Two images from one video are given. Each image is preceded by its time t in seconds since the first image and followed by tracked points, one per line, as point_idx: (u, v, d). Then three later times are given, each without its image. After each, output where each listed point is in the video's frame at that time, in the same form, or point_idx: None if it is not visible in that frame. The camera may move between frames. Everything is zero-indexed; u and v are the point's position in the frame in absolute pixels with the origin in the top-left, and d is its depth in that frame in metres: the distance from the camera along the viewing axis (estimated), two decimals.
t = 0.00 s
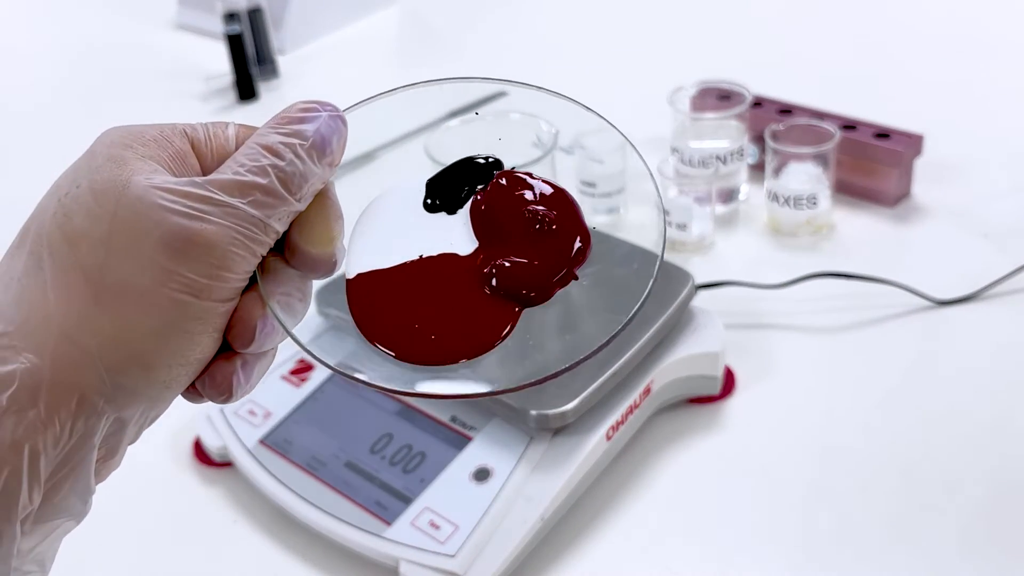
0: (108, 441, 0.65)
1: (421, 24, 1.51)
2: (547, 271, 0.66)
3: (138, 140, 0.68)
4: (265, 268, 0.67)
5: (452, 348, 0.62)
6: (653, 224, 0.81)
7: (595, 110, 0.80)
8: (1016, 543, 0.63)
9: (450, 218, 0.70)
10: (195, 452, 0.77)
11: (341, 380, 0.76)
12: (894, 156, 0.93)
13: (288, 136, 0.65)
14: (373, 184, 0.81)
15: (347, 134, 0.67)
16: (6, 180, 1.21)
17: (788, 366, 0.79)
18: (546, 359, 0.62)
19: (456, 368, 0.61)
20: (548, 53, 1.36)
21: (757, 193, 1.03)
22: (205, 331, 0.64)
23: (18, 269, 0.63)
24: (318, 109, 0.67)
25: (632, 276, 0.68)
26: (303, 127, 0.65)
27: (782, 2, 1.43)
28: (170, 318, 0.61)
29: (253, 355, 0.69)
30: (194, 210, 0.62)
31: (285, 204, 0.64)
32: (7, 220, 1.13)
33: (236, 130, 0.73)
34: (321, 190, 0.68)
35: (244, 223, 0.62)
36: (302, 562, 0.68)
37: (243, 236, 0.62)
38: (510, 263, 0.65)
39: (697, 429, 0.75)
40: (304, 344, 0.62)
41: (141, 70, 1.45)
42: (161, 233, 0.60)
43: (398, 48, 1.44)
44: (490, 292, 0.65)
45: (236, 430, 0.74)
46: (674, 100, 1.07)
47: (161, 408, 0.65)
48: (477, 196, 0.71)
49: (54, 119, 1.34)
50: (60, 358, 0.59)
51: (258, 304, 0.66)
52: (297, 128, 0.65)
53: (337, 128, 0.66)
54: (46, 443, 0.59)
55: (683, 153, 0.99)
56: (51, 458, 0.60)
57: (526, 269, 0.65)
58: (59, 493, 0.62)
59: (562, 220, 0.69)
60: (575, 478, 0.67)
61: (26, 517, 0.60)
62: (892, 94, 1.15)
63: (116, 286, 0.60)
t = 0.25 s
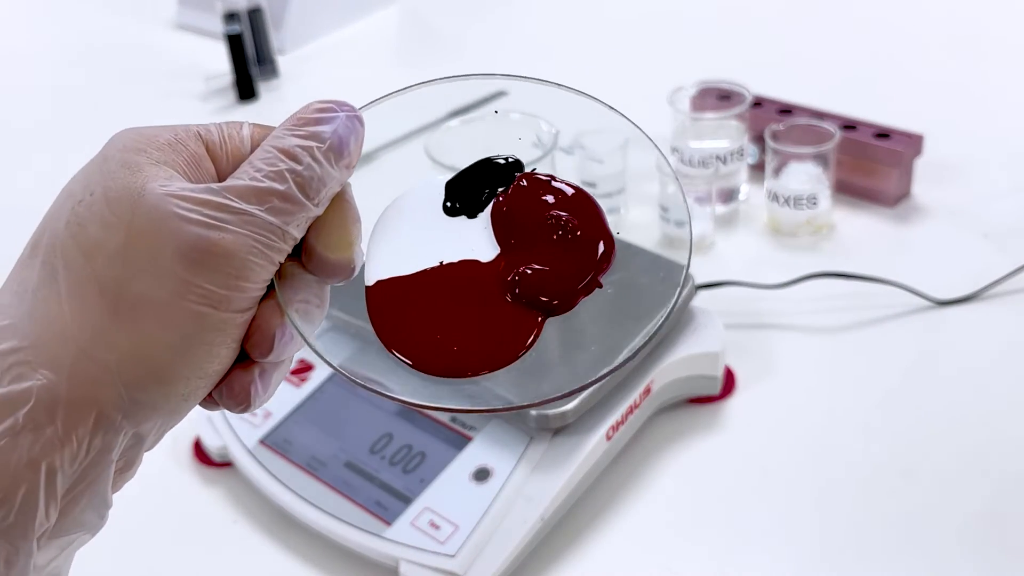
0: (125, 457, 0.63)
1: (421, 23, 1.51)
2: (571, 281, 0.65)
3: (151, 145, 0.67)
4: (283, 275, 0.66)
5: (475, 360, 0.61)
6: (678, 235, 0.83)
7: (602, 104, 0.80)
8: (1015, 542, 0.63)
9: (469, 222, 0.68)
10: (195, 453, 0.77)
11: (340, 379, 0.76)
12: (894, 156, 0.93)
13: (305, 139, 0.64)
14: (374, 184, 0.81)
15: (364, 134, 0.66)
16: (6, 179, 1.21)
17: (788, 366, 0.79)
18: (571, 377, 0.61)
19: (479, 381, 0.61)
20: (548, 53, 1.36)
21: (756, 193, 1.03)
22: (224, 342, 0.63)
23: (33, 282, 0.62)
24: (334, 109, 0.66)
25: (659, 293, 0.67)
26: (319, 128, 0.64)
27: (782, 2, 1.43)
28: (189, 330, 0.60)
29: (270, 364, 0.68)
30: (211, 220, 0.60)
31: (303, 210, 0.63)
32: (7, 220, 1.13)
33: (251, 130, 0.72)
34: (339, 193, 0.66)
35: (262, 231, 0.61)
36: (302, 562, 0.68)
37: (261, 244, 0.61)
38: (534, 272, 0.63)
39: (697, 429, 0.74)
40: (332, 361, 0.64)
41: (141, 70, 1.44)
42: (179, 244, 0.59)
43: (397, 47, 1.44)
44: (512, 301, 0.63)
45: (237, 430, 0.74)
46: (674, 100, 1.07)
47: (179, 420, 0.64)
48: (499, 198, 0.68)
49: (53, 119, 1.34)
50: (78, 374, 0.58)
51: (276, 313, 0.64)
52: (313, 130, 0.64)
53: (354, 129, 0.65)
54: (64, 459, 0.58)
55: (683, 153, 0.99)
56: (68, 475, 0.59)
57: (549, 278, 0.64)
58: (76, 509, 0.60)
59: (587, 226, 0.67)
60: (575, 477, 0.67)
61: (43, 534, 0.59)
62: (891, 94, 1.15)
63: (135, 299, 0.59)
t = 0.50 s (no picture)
0: (132, 463, 0.64)
1: (421, 23, 1.51)
2: (590, 288, 0.62)
3: (177, 160, 0.68)
4: (301, 289, 0.66)
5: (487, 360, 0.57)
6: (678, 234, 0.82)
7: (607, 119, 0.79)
8: (1014, 542, 0.63)
9: (491, 239, 0.67)
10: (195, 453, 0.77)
11: (340, 380, 0.76)
12: (894, 156, 0.93)
13: (325, 156, 0.65)
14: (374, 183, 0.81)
15: (386, 157, 0.67)
16: (5, 179, 1.21)
17: (789, 366, 0.79)
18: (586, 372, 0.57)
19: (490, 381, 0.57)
20: (548, 53, 1.36)
21: (756, 192, 1.03)
22: (233, 348, 0.63)
23: (49, 283, 0.63)
24: (356, 132, 0.67)
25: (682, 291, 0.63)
26: (341, 148, 0.65)
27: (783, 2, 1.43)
28: (197, 331, 0.60)
29: (283, 378, 0.68)
30: (223, 223, 0.61)
31: (318, 220, 0.63)
32: (6, 219, 1.13)
33: (278, 156, 0.73)
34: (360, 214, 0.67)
35: (275, 237, 0.62)
36: (301, 563, 0.68)
37: (274, 251, 0.62)
38: (553, 279, 0.61)
39: (697, 430, 0.74)
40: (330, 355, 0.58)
41: (141, 70, 1.44)
42: (189, 245, 0.60)
43: (397, 47, 1.44)
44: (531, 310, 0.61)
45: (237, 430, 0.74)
46: (674, 100, 1.07)
47: (188, 427, 0.64)
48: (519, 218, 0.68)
49: (53, 118, 1.34)
50: (84, 368, 0.58)
51: (288, 324, 0.65)
52: (333, 148, 0.65)
53: (376, 151, 0.66)
54: (63, 455, 0.57)
55: (683, 153, 0.99)
56: (68, 471, 0.58)
57: (568, 284, 0.61)
58: (78, 509, 0.60)
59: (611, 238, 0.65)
60: (575, 477, 0.67)
61: (44, 533, 0.59)
62: (890, 94, 1.15)
63: (144, 297, 0.60)
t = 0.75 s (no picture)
0: (134, 475, 0.63)
1: (421, 23, 1.50)
2: (597, 300, 0.61)
3: (190, 176, 0.69)
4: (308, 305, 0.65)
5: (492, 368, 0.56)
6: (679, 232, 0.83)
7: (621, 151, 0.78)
8: (1014, 541, 0.63)
9: (498, 258, 0.65)
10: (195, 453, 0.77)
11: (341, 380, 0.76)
12: (895, 156, 0.93)
13: (334, 176, 0.66)
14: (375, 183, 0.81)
15: (395, 180, 0.68)
16: (5, 178, 1.21)
17: (789, 366, 0.79)
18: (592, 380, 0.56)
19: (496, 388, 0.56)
20: (548, 53, 1.36)
21: (756, 192, 1.03)
22: (238, 359, 0.62)
23: (59, 292, 0.63)
24: (365, 154, 0.68)
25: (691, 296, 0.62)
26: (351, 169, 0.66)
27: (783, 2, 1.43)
28: (202, 339, 0.60)
29: (289, 394, 0.66)
30: (231, 234, 0.61)
31: (326, 235, 0.64)
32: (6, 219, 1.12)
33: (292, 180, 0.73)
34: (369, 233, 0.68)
35: (283, 250, 0.62)
36: (301, 562, 0.68)
37: (281, 263, 0.62)
38: (559, 293, 0.60)
39: (697, 429, 0.74)
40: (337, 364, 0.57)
41: (140, 70, 1.44)
42: (195, 253, 0.60)
43: (397, 47, 1.44)
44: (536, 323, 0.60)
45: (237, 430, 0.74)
46: (674, 100, 1.07)
47: (192, 440, 0.63)
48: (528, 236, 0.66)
49: (53, 118, 1.34)
50: (88, 373, 0.58)
51: (294, 337, 0.64)
52: (342, 169, 0.66)
53: (385, 173, 0.67)
54: (64, 458, 0.57)
55: (684, 153, 0.99)
56: (70, 477, 0.58)
57: (574, 297, 0.60)
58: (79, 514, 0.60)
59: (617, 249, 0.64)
60: (575, 477, 0.67)
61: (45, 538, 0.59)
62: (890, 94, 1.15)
63: (149, 305, 0.59)
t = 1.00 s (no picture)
0: (138, 485, 0.63)
1: (422, 23, 1.50)
2: (600, 310, 0.61)
3: (190, 181, 0.68)
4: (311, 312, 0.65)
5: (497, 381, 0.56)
6: (680, 234, 0.83)
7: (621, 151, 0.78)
8: (1014, 541, 0.63)
9: (500, 263, 0.66)
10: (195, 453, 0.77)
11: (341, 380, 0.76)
12: (895, 156, 0.93)
13: (333, 178, 0.65)
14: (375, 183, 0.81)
15: (394, 179, 0.67)
16: (4, 178, 1.21)
17: (789, 366, 0.79)
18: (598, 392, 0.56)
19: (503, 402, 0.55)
20: (549, 53, 1.36)
21: (756, 192, 1.03)
22: (242, 370, 0.62)
23: (61, 302, 0.63)
24: (364, 154, 0.67)
25: (697, 305, 0.62)
26: (349, 170, 0.66)
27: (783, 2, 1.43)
28: (205, 351, 0.60)
29: (292, 400, 0.66)
30: (232, 243, 0.61)
31: (327, 240, 0.63)
32: (5, 219, 1.12)
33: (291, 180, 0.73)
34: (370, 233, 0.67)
35: (285, 258, 0.62)
36: (301, 562, 0.68)
37: (282, 271, 0.61)
38: (563, 303, 0.60)
39: (697, 429, 0.74)
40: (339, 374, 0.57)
41: (140, 70, 1.44)
42: (197, 264, 0.60)
43: (397, 46, 1.44)
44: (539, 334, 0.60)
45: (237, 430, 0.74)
46: (674, 100, 1.07)
47: (196, 449, 0.63)
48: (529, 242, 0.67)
49: (53, 118, 1.34)
50: (92, 388, 0.58)
51: (297, 345, 0.64)
52: (341, 170, 0.65)
53: (384, 173, 0.66)
54: (70, 475, 0.57)
55: (683, 153, 0.99)
56: (75, 492, 0.58)
57: (578, 308, 0.60)
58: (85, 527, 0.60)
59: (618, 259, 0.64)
60: (575, 477, 0.67)
61: (50, 554, 0.59)
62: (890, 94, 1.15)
63: (151, 316, 0.59)
